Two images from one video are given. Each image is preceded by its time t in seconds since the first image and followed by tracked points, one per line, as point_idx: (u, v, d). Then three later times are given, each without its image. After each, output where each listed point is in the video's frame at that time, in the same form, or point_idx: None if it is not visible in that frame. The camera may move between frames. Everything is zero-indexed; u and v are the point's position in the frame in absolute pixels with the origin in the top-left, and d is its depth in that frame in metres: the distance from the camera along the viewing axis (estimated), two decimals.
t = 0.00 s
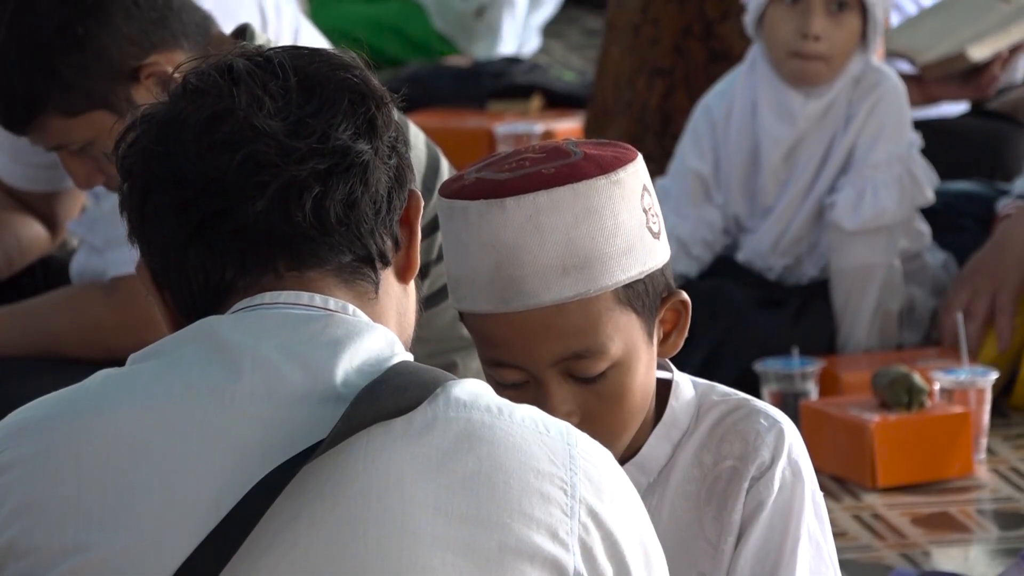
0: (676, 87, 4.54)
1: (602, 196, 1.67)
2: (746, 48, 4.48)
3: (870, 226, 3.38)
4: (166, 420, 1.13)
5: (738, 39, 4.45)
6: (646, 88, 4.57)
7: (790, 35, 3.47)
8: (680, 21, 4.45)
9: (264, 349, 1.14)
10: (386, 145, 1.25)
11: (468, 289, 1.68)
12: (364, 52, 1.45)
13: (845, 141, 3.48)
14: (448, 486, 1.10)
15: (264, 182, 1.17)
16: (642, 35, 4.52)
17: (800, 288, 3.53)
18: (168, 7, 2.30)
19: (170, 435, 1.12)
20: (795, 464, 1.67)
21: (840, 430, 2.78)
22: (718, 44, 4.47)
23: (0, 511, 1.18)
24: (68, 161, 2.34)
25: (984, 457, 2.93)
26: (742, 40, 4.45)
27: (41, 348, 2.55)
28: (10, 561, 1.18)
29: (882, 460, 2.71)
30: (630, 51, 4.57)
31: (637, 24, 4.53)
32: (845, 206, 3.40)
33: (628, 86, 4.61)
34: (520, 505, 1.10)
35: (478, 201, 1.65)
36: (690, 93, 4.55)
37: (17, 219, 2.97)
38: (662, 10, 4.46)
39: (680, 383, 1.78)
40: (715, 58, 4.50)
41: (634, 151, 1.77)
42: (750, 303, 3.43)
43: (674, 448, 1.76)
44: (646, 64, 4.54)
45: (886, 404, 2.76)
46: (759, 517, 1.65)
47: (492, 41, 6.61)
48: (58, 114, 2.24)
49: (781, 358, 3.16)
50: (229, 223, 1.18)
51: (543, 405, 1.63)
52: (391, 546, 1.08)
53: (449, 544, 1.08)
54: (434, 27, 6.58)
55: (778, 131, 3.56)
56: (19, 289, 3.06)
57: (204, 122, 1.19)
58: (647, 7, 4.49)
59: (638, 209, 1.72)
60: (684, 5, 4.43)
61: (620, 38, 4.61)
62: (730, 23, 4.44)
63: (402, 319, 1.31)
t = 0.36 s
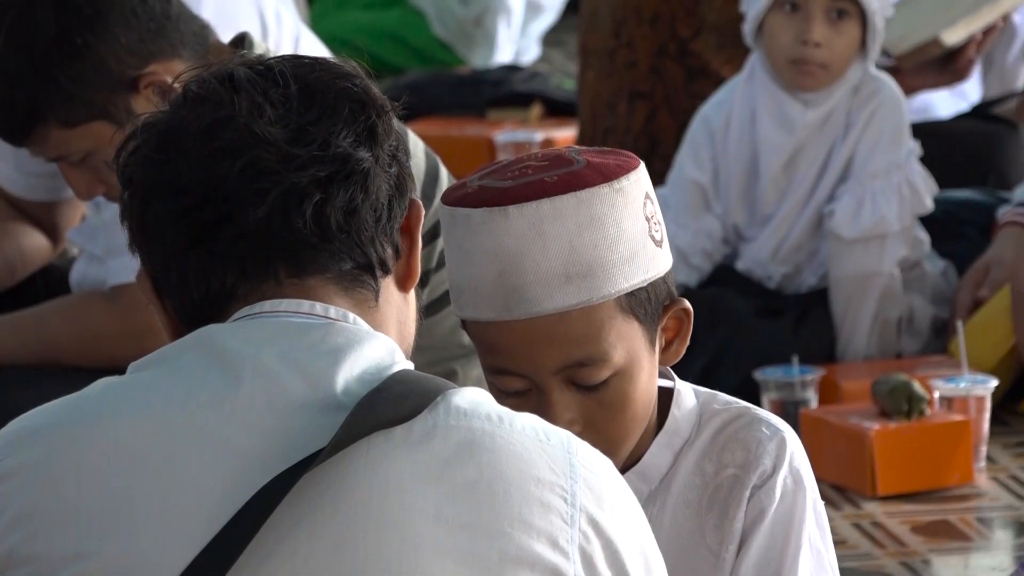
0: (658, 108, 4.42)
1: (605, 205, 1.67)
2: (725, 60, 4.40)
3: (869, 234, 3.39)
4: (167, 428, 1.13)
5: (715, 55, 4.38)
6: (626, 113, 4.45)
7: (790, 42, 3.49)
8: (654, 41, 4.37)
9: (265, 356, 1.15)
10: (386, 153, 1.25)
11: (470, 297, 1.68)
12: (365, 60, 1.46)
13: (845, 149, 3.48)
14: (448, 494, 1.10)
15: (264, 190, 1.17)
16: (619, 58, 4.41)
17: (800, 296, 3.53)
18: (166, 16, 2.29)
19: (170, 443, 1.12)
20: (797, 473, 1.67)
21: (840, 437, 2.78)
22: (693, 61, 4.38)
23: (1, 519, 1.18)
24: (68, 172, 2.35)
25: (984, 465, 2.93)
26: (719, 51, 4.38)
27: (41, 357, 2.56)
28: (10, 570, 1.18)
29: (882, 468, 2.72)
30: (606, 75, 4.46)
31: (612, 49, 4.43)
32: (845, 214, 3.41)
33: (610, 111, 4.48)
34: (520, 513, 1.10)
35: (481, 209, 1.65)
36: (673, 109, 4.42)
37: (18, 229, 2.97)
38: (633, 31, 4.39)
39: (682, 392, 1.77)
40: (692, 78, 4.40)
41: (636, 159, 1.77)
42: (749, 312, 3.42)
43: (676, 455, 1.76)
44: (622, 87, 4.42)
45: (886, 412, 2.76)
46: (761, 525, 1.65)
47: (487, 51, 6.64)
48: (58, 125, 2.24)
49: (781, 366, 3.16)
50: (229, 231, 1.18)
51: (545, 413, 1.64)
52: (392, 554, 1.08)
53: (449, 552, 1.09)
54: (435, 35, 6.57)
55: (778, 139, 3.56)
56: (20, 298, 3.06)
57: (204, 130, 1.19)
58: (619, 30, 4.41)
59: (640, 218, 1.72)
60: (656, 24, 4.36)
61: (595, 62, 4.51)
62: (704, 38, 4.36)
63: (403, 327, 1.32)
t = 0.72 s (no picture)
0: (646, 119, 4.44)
1: (609, 214, 1.67)
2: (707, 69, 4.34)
3: (870, 240, 3.37)
4: (169, 434, 1.13)
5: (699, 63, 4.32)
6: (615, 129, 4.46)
7: (793, 47, 3.49)
8: (637, 53, 4.35)
9: (265, 362, 1.14)
10: (386, 158, 1.25)
11: (473, 305, 1.68)
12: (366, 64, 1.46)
13: (846, 156, 3.48)
14: (448, 499, 1.10)
15: (265, 196, 1.17)
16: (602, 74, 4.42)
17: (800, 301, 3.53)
18: (169, 23, 2.29)
19: (171, 449, 1.12)
20: (798, 479, 1.67)
21: (841, 443, 2.77)
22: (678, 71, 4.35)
23: (1, 523, 1.18)
24: (71, 178, 2.35)
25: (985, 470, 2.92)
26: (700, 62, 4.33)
27: (40, 360, 2.55)
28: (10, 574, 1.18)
29: (884, 473, 2.71)
30: (591, 91, 4.47)
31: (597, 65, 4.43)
32: (845, 220, 3.40)
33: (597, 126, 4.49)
34: (520, 518, 1.10)
35: (485, 218, 1.65)
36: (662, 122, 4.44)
37: (18, 234, 2.97)
38: (615, 45, 4.37)
39: (684, 397, 1.78)
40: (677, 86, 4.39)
41: (641, 167, 1.78)
42: (749, 318, 3.42)
43: (678, 461, 1.76)
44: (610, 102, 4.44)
45: (887, 417, 2.75)
46: (762, 531, 1.65)
47: (486, 56, 6.55)
48: (60, 131, 2.24)
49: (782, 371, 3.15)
50: (230, 236, 1.18)
51: (549, 421, 1.64)
52: (392, 559, 1.08)
53: (449, 557, 1.09)
54: (435, 40, 6.54)
55: (779, 145, 3.57)
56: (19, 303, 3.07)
57: (204, 135, 1.19)
58: (603, 44, 4.40)
59: (644, 226, 1.72)
60: (638, 36, 4.32)
61: (580, 79, 4.51)
62: (686, 47, 4.30)
63: (403, 331, 1.32)
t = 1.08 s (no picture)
0: (650, 117, 4.39)
1: (609, 217, 1.66)
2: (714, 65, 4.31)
3: (872, 244, 3.36)
4: (166, 438, 1.12)
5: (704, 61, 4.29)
6: (620, 125, 4.42)
7: (796, 51, 3.49)
8: (642, 52, 4.31)
9: (262, 366, 1.14)
10: (383, 159, 1.25)
11: (473, 309, 1.68)
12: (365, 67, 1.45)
13: (847, 160, 3.48)
14: (447, 504, 1.10)
15: (262, 198, 1.17)
16: (607, 72, 4.40)
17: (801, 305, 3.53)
18: (169, 26, 2.28)
19: (168, 452, 1.12)
20: (798, 483, 1.67)
21: (840, 447, 2.77)
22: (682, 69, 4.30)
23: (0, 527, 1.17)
24: (72, 183, 2.35)
25: (985, 475, 2.92)
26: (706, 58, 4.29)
27: (39, 364, 2.55)
28: None
29: (884, 478, 2.71)
30: (597, 90, 4.46)
31: (601, 64, 4.43)
32: (846, 225, 3.40)
33: (600, 124, 4.45)
34: (518, 523, 1.10)
35: (485, 222, 1.64)
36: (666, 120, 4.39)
37: (17, 238, 2.97)
38: (620, 43, 4.34)
39: (684, 401, 1.78)
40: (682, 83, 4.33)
41: (640, 170, 1.77)
42: (749, 322, 3.41)
43: (678, 465, 1.75)
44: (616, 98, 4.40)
45: (886, 421, 2.75)
46: (761, 535, 1.65)
47: (486, 59, 6.56)
48: (60, 135, 2.24)
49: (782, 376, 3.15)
50: (227, 238, 1.18)
51: (549, 423, 1.64)
52: (390, 565, 1.08)
53: (448, 562, 1.08)
54: (435, 45, 6.56)
55: (779, 150, 3.57)
56: (19, 308, 3.07)
57: (202, 136, 1.19)
58: (607, 42, 4.38)
59: (644, 230, 1.72)
60: (643, 33, 4.29)
61: (585, 80, 4.51)
62: (692, 45, 4.26)
63: (400, 332, 1.31)
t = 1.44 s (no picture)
0: (658, 112, 4.37)
1: (613, 223, 1.67)
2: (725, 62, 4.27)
3: (873, 251, 3.36)
4: (168, 443, 1.13)
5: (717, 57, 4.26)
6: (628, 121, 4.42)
7: (796, 57, 3.50)
8: (655, 44, 4.29)
9: (264, 373, 1.14)
10: (384, 166, 1.25)
11: (476, 313, 1.68)
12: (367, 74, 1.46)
13: (848, 167, 3.49)
14: (448, 510, 1.10)
15: (263, 205, 1.17)
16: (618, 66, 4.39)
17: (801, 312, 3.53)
18: (167, 33, 2.27)
19: (170, 458, 1.12)
20: (798, 489, 1.67)
21: (841, 453, 2.77)
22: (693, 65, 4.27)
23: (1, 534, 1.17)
24: (70, 191, 2.35)
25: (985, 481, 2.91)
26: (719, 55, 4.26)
27: (37, 371, 2.55)
28: None
29: (884, 485, 2.70)
30: (608, 86, 4.45)
31: (613, 60, 4.41)
32: (846, 231, 3.39)
33: (610, 121, 4.47)
34: (519, 530, 1.10)
35: (489, 225, 1.65)
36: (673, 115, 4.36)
37: (16, 244, 2.98)
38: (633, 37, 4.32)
39: (684, 408, 1.77)
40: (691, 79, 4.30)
41: (645, 177, 1.78)
42: (748, 329, 3.41)
43: (678, 471, 1.75)
44: (626, 92, 4.39)
45: (886, 428, 2.75)
46: (762, 542, 1.65)
47: (488, 65, 6.52)
48: (59, 143, 2.24)
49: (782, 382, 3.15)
50: (227, 245, 1.18)
51: (550, 428, 1.63)
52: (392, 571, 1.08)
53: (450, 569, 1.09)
54: (434, 51, 6.56)
55: (779, 156, 3.57)
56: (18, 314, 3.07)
57: (203, 143, 1.19)
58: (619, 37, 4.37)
59: (648, 237, 1.72)
60: (655, 27, 4.26)
61: (597, 79, 4.51)
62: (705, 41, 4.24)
63: (401, 339, 1.31)
